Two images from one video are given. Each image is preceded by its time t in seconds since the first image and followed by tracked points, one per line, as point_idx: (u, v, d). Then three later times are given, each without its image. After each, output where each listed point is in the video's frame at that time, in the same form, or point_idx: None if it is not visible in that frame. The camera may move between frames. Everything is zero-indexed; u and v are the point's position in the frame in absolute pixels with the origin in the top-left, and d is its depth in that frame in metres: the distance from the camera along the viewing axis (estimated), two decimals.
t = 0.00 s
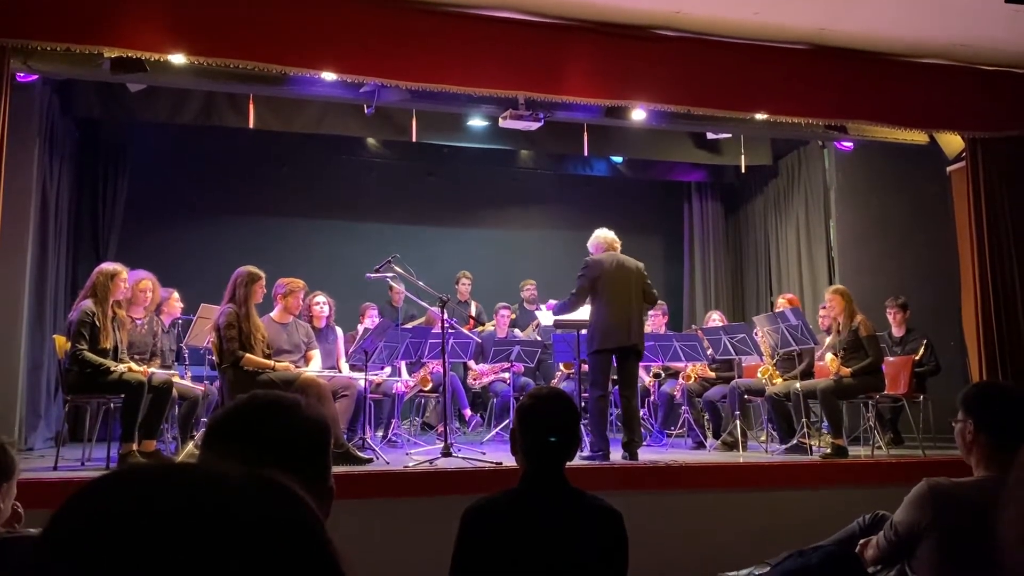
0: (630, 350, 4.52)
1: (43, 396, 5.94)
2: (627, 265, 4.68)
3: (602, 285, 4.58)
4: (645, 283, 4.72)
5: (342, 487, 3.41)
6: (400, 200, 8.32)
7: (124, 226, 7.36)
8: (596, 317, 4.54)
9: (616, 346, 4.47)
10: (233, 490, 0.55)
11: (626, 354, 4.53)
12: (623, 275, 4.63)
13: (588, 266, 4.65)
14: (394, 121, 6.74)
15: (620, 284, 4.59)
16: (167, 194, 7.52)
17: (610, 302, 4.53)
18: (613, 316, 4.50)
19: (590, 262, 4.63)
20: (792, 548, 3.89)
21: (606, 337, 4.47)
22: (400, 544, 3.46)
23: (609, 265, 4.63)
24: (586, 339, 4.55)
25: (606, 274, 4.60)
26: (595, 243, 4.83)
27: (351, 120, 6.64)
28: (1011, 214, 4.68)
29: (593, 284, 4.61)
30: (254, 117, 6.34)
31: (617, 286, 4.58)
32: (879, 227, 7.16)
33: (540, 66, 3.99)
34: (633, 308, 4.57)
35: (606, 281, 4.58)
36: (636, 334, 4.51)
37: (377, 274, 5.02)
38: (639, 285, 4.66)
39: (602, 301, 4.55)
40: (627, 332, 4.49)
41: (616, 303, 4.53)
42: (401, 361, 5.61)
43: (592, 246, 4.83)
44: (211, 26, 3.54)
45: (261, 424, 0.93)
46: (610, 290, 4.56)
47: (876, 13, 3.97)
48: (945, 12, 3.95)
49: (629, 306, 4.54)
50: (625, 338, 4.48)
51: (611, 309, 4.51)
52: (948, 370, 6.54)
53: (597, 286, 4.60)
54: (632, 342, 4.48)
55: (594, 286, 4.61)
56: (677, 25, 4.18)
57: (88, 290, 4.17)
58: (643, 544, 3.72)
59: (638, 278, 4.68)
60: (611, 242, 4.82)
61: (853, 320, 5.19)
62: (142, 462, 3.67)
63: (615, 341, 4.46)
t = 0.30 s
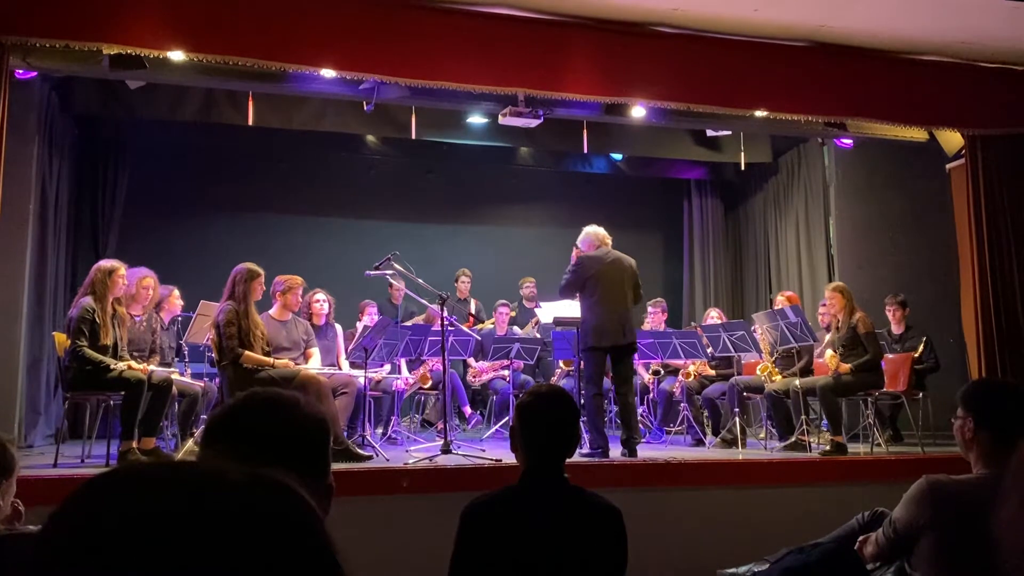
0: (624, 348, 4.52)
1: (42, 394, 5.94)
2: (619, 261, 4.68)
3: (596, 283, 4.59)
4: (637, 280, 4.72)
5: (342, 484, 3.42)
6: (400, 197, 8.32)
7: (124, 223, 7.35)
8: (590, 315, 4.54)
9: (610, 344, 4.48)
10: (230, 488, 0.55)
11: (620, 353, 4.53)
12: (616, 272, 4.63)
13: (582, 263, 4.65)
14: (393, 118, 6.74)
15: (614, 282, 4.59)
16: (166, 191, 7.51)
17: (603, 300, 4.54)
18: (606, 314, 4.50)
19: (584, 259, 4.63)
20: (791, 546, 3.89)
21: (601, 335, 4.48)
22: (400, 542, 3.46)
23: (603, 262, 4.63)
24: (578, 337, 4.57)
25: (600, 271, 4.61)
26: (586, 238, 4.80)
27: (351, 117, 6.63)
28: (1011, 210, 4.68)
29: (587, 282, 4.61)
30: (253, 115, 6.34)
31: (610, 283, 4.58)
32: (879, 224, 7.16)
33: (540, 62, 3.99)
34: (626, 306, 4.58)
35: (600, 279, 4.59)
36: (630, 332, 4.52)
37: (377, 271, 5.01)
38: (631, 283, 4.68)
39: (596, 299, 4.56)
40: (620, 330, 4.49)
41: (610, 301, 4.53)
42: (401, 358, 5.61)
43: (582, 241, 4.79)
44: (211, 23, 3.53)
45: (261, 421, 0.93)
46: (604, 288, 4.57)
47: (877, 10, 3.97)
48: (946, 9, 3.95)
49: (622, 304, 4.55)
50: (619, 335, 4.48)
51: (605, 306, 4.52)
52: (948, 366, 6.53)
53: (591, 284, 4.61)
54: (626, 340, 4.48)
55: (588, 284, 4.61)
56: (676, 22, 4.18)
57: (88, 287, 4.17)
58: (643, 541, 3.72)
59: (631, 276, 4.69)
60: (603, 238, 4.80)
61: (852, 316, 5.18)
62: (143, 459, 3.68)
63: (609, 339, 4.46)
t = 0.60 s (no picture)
0: (616, 347, 4.52)
1: (41, 392, 5.94)
2: (611, 259, 4.67)
3: (587, 281, 4.59)
4: (630, 278, 4.71)
5: (342, 482, 3.42)
6: (400, 195, 8.32)
7: (123, 220, 7.35)
8: (581, 313, 4.55)
9: (600, 343, 4.48)
10: (227, 487, 0.54)
11: (613, 350, 4.53)
12: (607, 270, 4.62)
13: (572, 261, 4.66)
14: (393, 116, 6.73)
15: (604, 280, 4.58)
16: (166, 189, 7.51)
17: (594, 298, 4.54)
18: (597, 313, 4.50)
19: (574, 258, 4.65)
20: (789, 544, 3.89)
21: (591, 334, 4.48)
22: (400, 540, 3.46)
23: (593, 260, 4.63)
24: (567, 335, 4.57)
25: (591, 269, 4.61)
26: (579, 235, 4.83)
27: (351, 115, 6.62)
28: (1010, 208, 4.67)
29: (578, 280, 4.62)
30: (253, 113, 6.33)
31: (600, 281, 4.57)
32: (878, 222, 7.14)
33: (539, 60, 3.98)
34: (618, 304, 4.56)
35: (591, 277, 4.58)
36: (622, 330, 4.51)
37: (376, 269, 4.99)
38: (623, 281, 4.66)
39: (587, 297, 4.56)
40: (612, 328, 4.48)
41: (601, 299, 4.53)
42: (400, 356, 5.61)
43: (576, 238, 4.82)
44: (209, 21, 3.53)
45: (263, 417, 0.93)
46: (595, 286, 4.56)
47: (877, 8, 3.96)
48: (945, 6, 3.94)
49: (613, 302, 4.54)
50: (609, 334, 4.47)
51: (597, 305, 4.52)
52: (947, 364, 6.52)
53: (581, 282, 4.61)
54: (616, 338, 4.47)
55: (579, 282, 4.62)
56: (676, 20, 4.17)
57: (87, 285, 4.17)
58: (641, 539, 3.72)
59: (623, 273, 4.68)
60: (596, 236, 4.82)
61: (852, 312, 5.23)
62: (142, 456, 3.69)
63: (601, 337, 4.46)
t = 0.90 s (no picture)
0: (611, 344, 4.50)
1: (41, 391, 5.94)
2: (605, 257, 4.67)
3: (580, 280, 4.61)
4: (626, 274, 4.68)
5: (342, 482, 3.42)
6: (399, 194, 8.32)
7: (122, 220, 7.35)
8: (576, 313, 4.56)
9: (595, 341, 4.47)
10: (235, 491, 0.55)
11: (610, 348, 4.53)
12: (601, 268, 4.62)
13: (565, 261, 4.69)
14: (393, 115, 6.72)
15: (597, 278, 4.58)
16: (165, 188, 7.51)
17: (587, 298, 4.55)
18: (590, 311, 4.51)
19: (566, 258, 4.68)
20: (789, 543, 3.90)
21: (585, 333, 4.49)
22: (401, 540, 3.46)
23: (586, 259, 4.64)
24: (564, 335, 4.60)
25: (583, 268, 4.62)
26: (574, 234, 4.85)
27: (350, 114, 6.62)
28: (1010, 208, 4.68)
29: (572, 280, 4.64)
30: (252, 112, 6.33)
31: (593, 279, 4.58)
32: (878, 222, 7.14)
33: (539, 60, 3.99)
34: (612, 301, 4.55)
35: (583, 276, 4.60)
36: (616, 327, 4.49)
37: (376, 268, 4.97)
38: (618, 277, 4.65)
39: (581, 296, 4.58)
40: (606, 325, 4.47)
41: (594, 297, 4.54)
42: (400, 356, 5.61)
43: (570, 238, 4.84)
44: (209, 21, 3.53)
45: (266, 419, 0.94)
46: (588, 284, 4.57)
47: (876, 8, 3.97)
48: (945, 6, 3.95)
49: (606, 300, 4.53)
50: (603, 332, 4.46)
51: (589, 303, 4.53)
52: (946, 364, 6.53)
53: (575, 282, 4.63)
54: (610, 336, 4.45)
55: (573, 282, 4.64)
56: (676, 20, 4.18)
57: (87, 285, 4.16)
58: (641, 539, 3.72)
59: (617, 270, 4.66)
60: (590, 234, 4.81)
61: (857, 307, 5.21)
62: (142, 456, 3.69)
63: (594, 335, 4.46)
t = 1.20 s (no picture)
0: (613, 344, 4.51)
1: (41, 392, 5.94)
2: (607, 258, 4.68)
3: (582, 279, 4.60)
4: (626, 276, 4.72)
5: (342, 483, 3.43)
6: (399, 194, 8.32)
7: (122, 221, 7.36)
8: (578, 313, 4.56)
9: (598, 341, 4.47)
10: (249, 494, 0.61)
11: (611, 349, 4.53)
12: (602, 268, 4.64)
13: (567, 260, 4.68)
14: (392, 116, 6.72)
15: (599, 278, 4.59)
16: (165, 189, 7.51)
17: (590, 298, 4.54)
18: (593, 311, 4.51)
19: (569, 257, 4.67)
20: (788, 544, 3.90)
21: (588, 333, 4.49)
22: (400, 541, 3.46)
23: (589, 259, 4.65)
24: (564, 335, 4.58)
25: (586, 268, 4.62)
26: (576, 233, 4.84)
27: (350, 115, 6.62)
28: (1010, 208, 4.68)
29: (574, 279, 4.63)
30: (252, 113, 6.33)
31: (596, 279, 4.58)
32: (878, 222, 7.15)
33: (539, 61, 3.99)
34: (614, 302, 4.56)
35: (586, 276, 4.60)
36: (619, 328, 4.50)
37: (376, 269, 4.94)
38: (620, 280, 4.68)
39: (582, 296, 4.57)
40: (609, 326, 4.48)
41: (597, 298, 4.54)
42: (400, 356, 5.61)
43: (573, 237, 4.82)
44: (209, 22, 3.53)
45: (267, 420, 0.94)
46: (591, 285, 4.57)
47: (876, 8, 3.97)
48: (946, 6, 3.95)
49: (609, 300, 4.54)
50: (606, 332, 4.47)
51: (592, 303, 4.53)
52: (945, 364, 6.54)
53: (577, 281, 4.62)
54: (613, 336, 4.46)
55: (575, 281, 4.63)
56: (676, 20, 4.18)
57: (87, 286, 4.16)
58: (641, 539, 3.72)
59: (619, 273, 4.69)
60: (593, 235, 4.83)
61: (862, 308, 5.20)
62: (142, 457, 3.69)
63: (596, 336, 4.47)
